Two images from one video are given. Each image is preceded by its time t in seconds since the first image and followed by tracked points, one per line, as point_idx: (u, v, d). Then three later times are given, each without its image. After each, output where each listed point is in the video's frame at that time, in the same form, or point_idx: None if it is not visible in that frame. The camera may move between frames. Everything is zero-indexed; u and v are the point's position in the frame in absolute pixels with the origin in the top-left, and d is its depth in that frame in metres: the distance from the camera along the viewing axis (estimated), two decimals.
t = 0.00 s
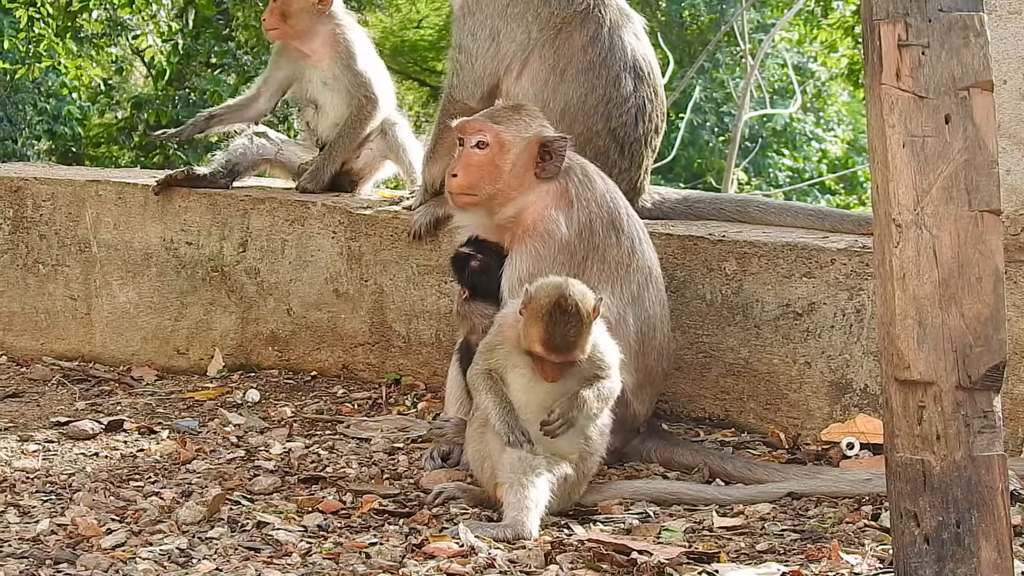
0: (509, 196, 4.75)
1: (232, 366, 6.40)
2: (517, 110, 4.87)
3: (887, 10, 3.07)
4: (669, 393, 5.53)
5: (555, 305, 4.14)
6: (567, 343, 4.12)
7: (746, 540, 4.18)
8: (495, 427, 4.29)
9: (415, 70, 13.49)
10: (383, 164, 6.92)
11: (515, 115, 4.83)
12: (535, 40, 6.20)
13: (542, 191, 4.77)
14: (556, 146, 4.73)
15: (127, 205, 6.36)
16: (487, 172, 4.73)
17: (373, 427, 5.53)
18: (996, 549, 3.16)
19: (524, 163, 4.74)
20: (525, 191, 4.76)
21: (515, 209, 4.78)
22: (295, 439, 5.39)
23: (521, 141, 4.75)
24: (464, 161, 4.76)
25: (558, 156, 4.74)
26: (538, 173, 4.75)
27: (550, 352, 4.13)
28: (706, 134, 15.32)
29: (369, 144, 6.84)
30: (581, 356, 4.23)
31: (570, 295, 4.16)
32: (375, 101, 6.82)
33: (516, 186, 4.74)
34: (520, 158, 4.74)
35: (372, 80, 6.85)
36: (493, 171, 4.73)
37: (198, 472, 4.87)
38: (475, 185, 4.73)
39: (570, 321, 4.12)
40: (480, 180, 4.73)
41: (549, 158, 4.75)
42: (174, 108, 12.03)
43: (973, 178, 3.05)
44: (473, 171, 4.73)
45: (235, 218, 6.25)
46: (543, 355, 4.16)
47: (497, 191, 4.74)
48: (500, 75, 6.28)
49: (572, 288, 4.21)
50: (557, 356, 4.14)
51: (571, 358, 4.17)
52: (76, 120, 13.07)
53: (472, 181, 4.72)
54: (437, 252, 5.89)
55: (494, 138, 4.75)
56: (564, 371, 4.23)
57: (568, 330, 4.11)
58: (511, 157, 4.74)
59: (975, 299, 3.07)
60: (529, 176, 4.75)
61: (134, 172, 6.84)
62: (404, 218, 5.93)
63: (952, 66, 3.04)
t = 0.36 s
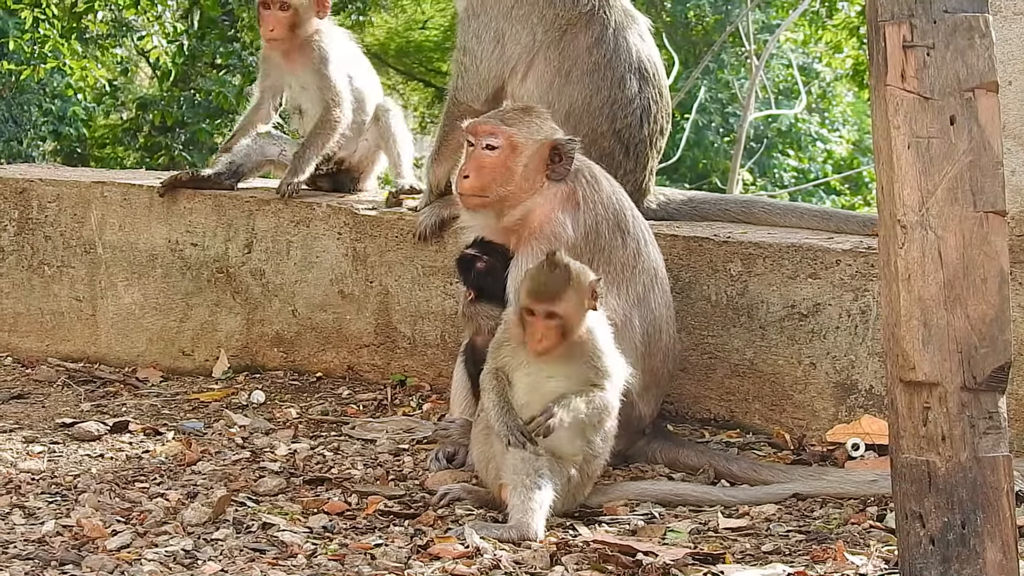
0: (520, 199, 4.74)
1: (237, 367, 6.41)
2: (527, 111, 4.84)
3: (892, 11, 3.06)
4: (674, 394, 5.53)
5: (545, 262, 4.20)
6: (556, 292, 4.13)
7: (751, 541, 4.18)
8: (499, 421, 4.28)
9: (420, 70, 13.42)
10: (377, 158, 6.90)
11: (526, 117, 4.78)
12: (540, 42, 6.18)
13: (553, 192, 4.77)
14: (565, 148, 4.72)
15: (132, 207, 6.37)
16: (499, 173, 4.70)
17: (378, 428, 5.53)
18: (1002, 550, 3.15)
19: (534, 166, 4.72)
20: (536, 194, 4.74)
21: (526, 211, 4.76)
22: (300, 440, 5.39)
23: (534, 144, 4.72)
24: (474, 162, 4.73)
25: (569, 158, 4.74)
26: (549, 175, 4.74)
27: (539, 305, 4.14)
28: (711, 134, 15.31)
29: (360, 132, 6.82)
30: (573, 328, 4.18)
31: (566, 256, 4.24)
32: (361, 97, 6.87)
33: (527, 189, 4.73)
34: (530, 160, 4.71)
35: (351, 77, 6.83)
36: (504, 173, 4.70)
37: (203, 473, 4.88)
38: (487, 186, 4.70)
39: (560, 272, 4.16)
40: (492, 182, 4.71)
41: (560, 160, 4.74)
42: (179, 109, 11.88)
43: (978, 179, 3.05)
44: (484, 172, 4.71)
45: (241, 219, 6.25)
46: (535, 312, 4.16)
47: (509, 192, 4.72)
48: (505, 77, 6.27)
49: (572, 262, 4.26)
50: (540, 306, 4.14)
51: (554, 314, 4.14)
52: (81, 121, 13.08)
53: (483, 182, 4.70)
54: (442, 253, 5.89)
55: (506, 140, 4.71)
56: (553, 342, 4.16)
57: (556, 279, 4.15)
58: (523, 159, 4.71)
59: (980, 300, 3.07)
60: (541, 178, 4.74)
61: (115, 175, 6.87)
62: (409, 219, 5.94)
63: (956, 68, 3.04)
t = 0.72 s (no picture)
0: (507, 199, 4.72)
1: (241, 369, 6.41)
2: (518, 113, 4.82)
3: (895, 13, 3.06)
4: (678, 396, 5.53)
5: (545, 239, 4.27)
6: (529, 253, 4.19)
7: (755, 543, 4.18)
8: (504, 429, 4.33)
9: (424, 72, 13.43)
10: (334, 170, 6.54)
11: (514, 118, 4.78)
12: (553, 43, 6.24)
13: (542, 194, 4.75)
14: (556, 151, 4.70)
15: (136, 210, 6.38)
16: (482, 174, 4.69)
17: (382, 430, 5.53)
18: (1006, 552, 3.15)
19: (520, 165, 4.69)
20: (524, 195, 4.73)
21: (514, 212, 4.75)
22: (303, 443, 5.39)
23: (516, 145, 4.69)
24: (460, 166, 4.73)
25: (558, 161, 4.71)
26: (537, 177, 4.71)
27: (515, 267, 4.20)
28: (714, 137, 15.34)
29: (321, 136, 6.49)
30: (541, 297, 4.16)
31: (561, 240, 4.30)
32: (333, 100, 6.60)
33: (514, 189, 4.71)
34: (514, 160, 4.69)
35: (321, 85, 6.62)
36: (487, 173, 4.69)
37: (207, 476, 4.88)
38: (471, 187, 4.70)
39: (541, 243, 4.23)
40: (476, 183, 4.70)
41: (549, 162, 4.71)
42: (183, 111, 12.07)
43: (981, 181, 3.05)
44: (469, 175, 4.70)
45: (244, 222, 6.26)
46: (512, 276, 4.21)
47: (493, 192, 4.71)
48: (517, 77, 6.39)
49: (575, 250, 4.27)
50: (515, 268, 4.20)
51: (526, 277, 4.17)
52: (85, 124, 13.08)
53: (468, 184, 4.70)
54: (446, 255, 5.90)
55: (487, 141, 4.70)
56: (520, 308, 4.16)
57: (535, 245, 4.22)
58: (504, 159, 4.69)
59: (983, 302, 3.06)
60: (527, 179, 4.71)
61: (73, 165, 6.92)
62: (412, 221, 5.94)
63: (960, 70, 3.04)
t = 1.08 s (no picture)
0: (503, 200, 4.71)
1: (242, 371, 6.41)
2: (517, 116, 4.81)
3: (897, 17, 3.07)
4: (679, 399, 5.53)
5: (532, 244, 4.31)
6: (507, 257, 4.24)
7: (755, 546, 4.18)
8: (503, 436, 4.28)
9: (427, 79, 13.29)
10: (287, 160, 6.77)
11: (511, 121, 4.77)
12: (561, 51, 6.21)
13: (539, 196, 4.74)
14: (554, 153, 4.69)
15: (138, 211, 6.39)
16: (478, 175, 4.70)
17: (383, 433, 5.54)
18: (1006, 556, 3.15)
19: (515, 167, 4.68)
20: (520, 197, 4.71)
21: (511, 213, 4.74)
22: (305, 445, 5.40)
23: (511, 146, 4.69)
24: (458, 167, 4.74)
25: (555, 162, 4.69)
26: (534, 179, 4.70)
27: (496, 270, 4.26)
28: (717, 139, 15.38)
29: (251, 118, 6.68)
30: (518, 299, 4.19)
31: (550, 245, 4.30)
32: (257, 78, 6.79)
33: (510, 192, 4.70)
34: (509, 161, 4.68)
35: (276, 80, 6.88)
36: (483, 175, 4.69)
37: (208, 478, 4.88)
38: (468, 188, 4.71)
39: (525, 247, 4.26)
40: (473, 184, 4.70)
41: (547, 164, 4.69)
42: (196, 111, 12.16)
43: (982, 186, 3.05)
44: (465, 176, 4.71)
45: (246, 223, 6.27)
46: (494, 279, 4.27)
47: (489, 193, 4.70)
48: (521, 82, 6.37)
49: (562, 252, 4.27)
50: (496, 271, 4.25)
51: (503, 280, 4.22)
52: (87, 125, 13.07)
53: (464, 185, 4.71)
54: (447, 257, 5.90)
55: (483, 142, 4.69)
56: (499, 311, 4.22)
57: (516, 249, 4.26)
58: (499, 161, 4.68)
59: (984, 307, 3.07)
60: (524, 181, 4.69)
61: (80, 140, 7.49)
62: (414, 224, 5.94)
63: (962, 74, 3.04)
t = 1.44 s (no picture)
0: (501, 207, 4.72)
1: (243, 379, 6.41)
2: (513, 123, 4.82)
3: (898, 23, 3.08)
4: (681, 406, 5.53)
5: (538, 251, 4.33)
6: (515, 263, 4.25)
7: (758, 553, 4.17)
8: (506, 443, 4.28)
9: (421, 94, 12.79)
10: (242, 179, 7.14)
11: (508, 128, 4.78)
12: (561, 58, 6.21)
13: (538, 202, 4.74)
14: (551, 158, 4.69)
15: (139, 219, 6.40)
16: (475, 182, 4.71)
17: (385, 440, 5.54)
18: (1009, 563, 3.15)
19: (512, 173, 4.69)
20: (518, 203, 4.72)
21: (509, 220, 4.75)
22: (306, 453, 5.39)
23: (507, 153, 4.69)
24: (457, 175, 4.75)
25: (552, 168, 4.70)
26: (531, 184, 4.70)
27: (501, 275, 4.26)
28: (717, 146, 15.41)
29: (214, 135, 6.99)
30: (524, 304, 4.19)
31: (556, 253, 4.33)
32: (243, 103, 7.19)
33: (508, 198, 4.71)
34: (505, 167, 4.68)
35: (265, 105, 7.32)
36: (480, 181, 4.70)
37: (209, 486, 4.89)
38: (466, 196, 4.72)
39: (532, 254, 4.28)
40: (471, 191, 4.71)
41: (544, 169, 4.70)
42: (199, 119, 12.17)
43: (984, 192, 3.05)
44: (464, 184, 4.72)
45: (247, 231, 6.27)
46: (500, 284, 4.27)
47: (487, 199, 4.71)
48: (520, 89, 6.37)
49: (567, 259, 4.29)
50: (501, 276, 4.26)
51: (509, 286, 4.22)
52: (88, 133, 13.07)
53: (462, 193, 4.72)
54: (448, 265, 5.90)
55: (480, 149, 4.70)
56: (505, 316, 4.21)
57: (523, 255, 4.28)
58: (496, 167, 4.69)
59: (986, 313, 3.07)
60: (522, 187, 4.70)
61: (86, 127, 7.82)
62: (415, 231, 5.94)
63: (963, 80, 3.05)
